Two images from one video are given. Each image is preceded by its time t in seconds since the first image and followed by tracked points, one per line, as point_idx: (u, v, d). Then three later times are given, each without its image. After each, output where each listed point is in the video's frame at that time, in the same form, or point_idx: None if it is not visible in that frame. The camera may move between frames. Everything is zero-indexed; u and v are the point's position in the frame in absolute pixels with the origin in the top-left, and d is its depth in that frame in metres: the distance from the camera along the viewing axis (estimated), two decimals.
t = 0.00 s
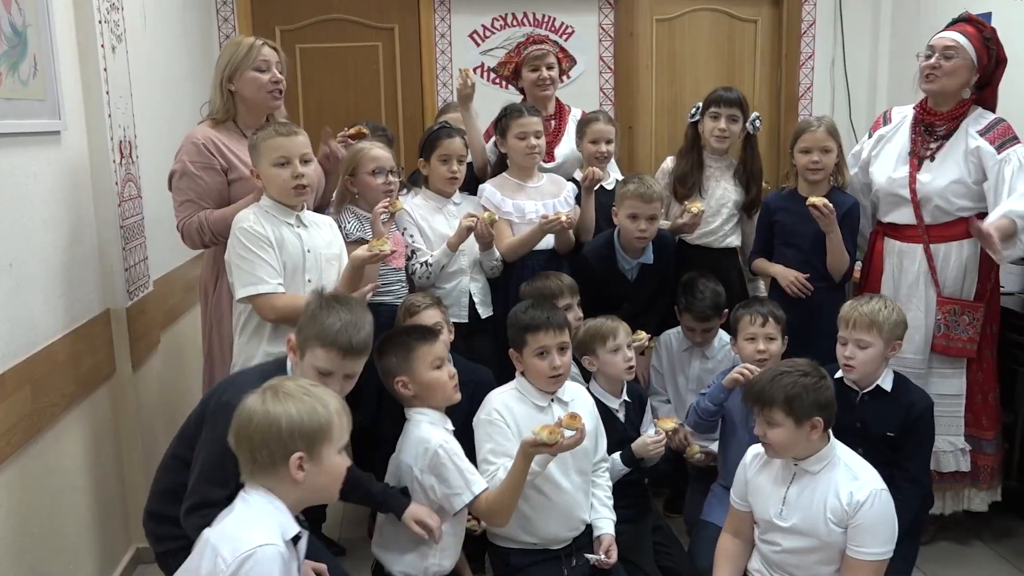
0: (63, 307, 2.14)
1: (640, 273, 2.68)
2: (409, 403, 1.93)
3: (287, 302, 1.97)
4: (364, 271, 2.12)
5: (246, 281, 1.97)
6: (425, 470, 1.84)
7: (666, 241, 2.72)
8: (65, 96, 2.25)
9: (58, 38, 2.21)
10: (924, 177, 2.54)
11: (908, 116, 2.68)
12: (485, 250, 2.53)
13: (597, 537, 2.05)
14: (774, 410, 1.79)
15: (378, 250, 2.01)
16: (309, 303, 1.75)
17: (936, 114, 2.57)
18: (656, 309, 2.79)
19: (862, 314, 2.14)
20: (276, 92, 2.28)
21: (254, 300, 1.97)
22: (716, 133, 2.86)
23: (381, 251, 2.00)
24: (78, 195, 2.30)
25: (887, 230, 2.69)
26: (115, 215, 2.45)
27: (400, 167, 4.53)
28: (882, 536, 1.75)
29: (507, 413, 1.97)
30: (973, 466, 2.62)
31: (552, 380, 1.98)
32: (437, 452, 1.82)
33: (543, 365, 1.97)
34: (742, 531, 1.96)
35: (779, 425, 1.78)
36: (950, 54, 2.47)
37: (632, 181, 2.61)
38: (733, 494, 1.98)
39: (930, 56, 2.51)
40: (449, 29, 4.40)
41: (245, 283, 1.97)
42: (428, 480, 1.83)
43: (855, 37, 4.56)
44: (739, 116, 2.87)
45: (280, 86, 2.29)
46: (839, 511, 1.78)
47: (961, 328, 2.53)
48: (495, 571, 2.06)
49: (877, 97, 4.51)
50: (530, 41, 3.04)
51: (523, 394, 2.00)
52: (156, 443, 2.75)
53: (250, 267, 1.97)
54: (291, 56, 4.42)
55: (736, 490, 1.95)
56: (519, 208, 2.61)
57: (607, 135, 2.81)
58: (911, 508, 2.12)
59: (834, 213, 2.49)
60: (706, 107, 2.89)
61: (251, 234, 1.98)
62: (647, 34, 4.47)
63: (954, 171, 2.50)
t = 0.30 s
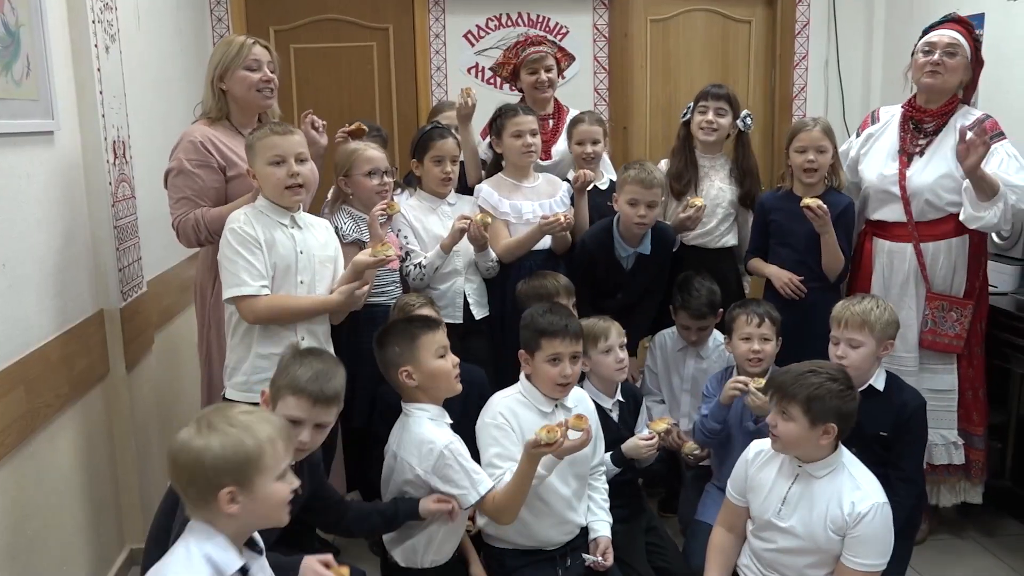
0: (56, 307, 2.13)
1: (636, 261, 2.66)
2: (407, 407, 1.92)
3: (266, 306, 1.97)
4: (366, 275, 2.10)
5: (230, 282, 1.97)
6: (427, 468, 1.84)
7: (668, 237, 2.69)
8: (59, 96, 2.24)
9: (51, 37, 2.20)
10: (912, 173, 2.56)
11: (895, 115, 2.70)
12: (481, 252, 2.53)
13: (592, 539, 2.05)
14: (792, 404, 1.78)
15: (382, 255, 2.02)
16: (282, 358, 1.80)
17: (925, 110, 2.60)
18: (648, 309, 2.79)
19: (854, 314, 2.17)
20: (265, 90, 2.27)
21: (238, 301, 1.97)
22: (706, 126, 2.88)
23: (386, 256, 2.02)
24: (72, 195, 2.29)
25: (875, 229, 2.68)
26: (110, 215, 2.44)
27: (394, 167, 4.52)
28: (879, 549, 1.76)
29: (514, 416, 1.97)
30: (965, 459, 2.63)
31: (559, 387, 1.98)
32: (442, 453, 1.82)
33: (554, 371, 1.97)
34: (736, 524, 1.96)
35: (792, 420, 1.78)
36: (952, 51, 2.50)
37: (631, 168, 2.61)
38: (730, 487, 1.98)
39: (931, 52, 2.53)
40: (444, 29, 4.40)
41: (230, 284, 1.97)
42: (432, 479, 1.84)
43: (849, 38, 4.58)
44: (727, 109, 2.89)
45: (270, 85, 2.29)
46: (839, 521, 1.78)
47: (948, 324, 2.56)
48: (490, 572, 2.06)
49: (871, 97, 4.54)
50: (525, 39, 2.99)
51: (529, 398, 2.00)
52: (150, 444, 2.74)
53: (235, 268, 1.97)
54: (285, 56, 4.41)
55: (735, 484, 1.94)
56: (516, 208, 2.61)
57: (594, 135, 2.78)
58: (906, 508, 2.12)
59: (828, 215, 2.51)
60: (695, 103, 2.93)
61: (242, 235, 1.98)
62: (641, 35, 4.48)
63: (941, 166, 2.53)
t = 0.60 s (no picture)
0: (53, 306, 2.13)
1: (626, 265, 2.65)
2: (406, 404, 1.93)
3: (254, 307, 1.95)
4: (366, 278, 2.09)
5: (221, 281, 1.97)
6: (399, 476, 1.85)
7: (658, 237, 2.68)
8: (55, 95, 2.23)
9: (48, 37, 2.19)
10: (902, 173, 2.56)
11: (886, 116, 2.71)
12: (478, 252, 2.53)
13: (594, 544, 2.05)
14: (801, 407, 1.78)
15: (390, 255, 2.01)
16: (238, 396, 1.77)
17: (913, 111, 2.60)
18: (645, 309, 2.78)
19: (845, 311, 2.17)
20: (266, 90, 2.27)
21: (227, 301, 1.97)
22: (695, 127, 2.88)
23: (394, 256, 2.01)
24: (69, 194, 2.28)
25: (869, 229, 2.69)
26: (106, 214, 2.44)
27: (391, 166, 4.52)
28: (885, 548, 1.76)
29: (540, 433, 1.96)
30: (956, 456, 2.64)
31: (588, 401, 1.95)
32: (421, 463, 1.84)
33: (585, 383, 1.93)
34: (738, 524, 1.97)
35: (801, 422, 1.77)
36: (936, 53, 2.50)
37: (618, 181, 2.54)
38: (734, 485, 1.98)
39: (914, 56, 2.53)
40: (441, 28, 4.40)
41: (222, 283, 1.96)
42: (405, 488, 1.85)
43: (846, 37, 4.59)
44: (713, 107, 2.89)
45: (270, 84, 2.29)
46: (847, 520, 1.78)
47: (940, 322, 2.56)
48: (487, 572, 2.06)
49: (868, 97, 4.55)
50: (524, 42, 2.95)
51: (553, 413, 1.98)
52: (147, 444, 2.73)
53: (228, 267, 1.97)
54: (283, 55, 4.40)
55: (740, 483, 1.95)
56: (514, 207, 2.61)
57: (586, 134, 2.78)
58: (903, 506, 2.13)
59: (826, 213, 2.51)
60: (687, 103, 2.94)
61: (236, 236, 1.98)
62: (639, 35, 4.48)
63: (929, 165, 2.53)
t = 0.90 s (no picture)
0: (50, 306, 2.13)
1: (618, 270, 2.64)
2: (406, 404, 1.92)
3: (241, 310, 1.96)
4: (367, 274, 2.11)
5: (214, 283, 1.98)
6: (381, 469, 1.87)
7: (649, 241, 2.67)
8: (52, 95, 2.23)
9: (45, 37, 2.19)
10: (894, 171, 2.58)
11: (881, 116, 2.73)
12: (473, 251, 2.52)
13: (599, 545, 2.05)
14: (802, 421, 1.76)
15: (391, 252, 2.07)
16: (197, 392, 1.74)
17: (905, 112, 2.60)
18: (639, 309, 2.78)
19: (840, 309, 2.17)
20: (267, 90, 2.28)
21: (219, 302, 1.97)
22: (700, 133, 2.88)
23: (394, 253, 2.07)
24: (66, 194, 2.28)
25: (866, 227, 2.70)
26: (103, 214, 2.44)
27: (388, 166, 4.52)
28: (885, 541, 1.77)
29: (542, 418, 1.94)
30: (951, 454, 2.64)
31: (584, 383, 1.94)
32: (397, 453, 1.85)
33: (578, 366, 1.92)
34: (737, 525, 1.97)
35: (805, 434, 1.77)
36: (924, 58, 2.50)
37: (608, 193, 2.49)
38: (729, 487, 1.98)
39: (902, 61, 2.55)
40: (438, 27, 4.39)
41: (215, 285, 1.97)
42: (387, 479, 1.87)
43: (843, 37, 4.60)
44: (720, 112, 2.86)
45: (270, 83, 2.29)
46: (845, 515, 1.79)
47: (936, 318, 2.56)
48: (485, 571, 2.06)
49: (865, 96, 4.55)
50: (522, 51, 2.93)
51: (553, 397, 1.97)
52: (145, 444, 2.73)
53: (223, 268, 1.97)
54: (280, 54, 4.40)
55: (735, 484, 1.95)
56: (512, 206, 2.61)
57: (580, 131, 2.79)
58: (900, 504, 2.14)
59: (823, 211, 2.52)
60: (688, 107, 2.92)
61: (231, 240, 1.98)
62: (636, 35, 4.48)
63: (922, 162, 2.53)
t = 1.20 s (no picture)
0: (46, 306, 2.12)
1: (621, 277, 2.65)
2: (409, 402, 1.93)
3: (230, 315, 1.96)
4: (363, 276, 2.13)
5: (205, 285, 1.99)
6: (383, 467, 1.86)
7: (652, 247, 2.67)
8: (49, 94, 2.22)
9: (41, 36, 2.18)
10: (888, 169, 2.58)
11: (878, 114, 2.71)
12: (472, 251, 2.48)
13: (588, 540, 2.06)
14: (782, 422, 1.78)
15: (386, 249, 2.07)
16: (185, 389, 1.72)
17: (901, 109, 2.60)
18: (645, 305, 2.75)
19: (841, 307, 2.18)
20: (257, 81, 2.26)
21: (209, 303, 1.98)
22: (709, 130, 2.88)
23: (391, 250, 2.07)
24: (63, 193, 2.27)
25: (863, 225, 2.69)
26: (101, 214, 2.43)
27: (386, 165, 4.52)
28: (876, 529, 1.78)
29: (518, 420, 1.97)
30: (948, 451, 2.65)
31: (560, 383, 1.98)
32: (398, 452, 1.84)
33: (553, 366, 1.97)
34: (733, 527, 1.97)
35: (788, 434, 1.79)
36: (917, 52, 2.50)
37: (618, 209, 2.50)
38: (724, 489, 1.99)
39: (897, 56, 2.54)
40: (436, 26, 4.39)
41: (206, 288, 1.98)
42: (390, 477, 1.85)
43: (840, 35, 4.61)
44: (730, 110, 2.89)
45: (262, 74, 2.28)
46: (836, 505, 1.80)
47: (928, 316, 2.56)
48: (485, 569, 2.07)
49: (863, 94, 4.56)
50: (518, 42, 2.97)
51: (530, 399, 1.99)
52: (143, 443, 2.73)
53: (216, 270, 1.98)
54: (277, 53, 4.39)
55: (729, 486, 1.95)
56: (509, 205, 2.61)
57: (575, 130, 2.78)
58: (898, 502, 2.14)
59: (821, 211, 2.52)
60: (696, 104, 2.91)
61: (226, 243, 1.99)
62: (634, 33, 4.48)
63: (913, 161, 2.54)
